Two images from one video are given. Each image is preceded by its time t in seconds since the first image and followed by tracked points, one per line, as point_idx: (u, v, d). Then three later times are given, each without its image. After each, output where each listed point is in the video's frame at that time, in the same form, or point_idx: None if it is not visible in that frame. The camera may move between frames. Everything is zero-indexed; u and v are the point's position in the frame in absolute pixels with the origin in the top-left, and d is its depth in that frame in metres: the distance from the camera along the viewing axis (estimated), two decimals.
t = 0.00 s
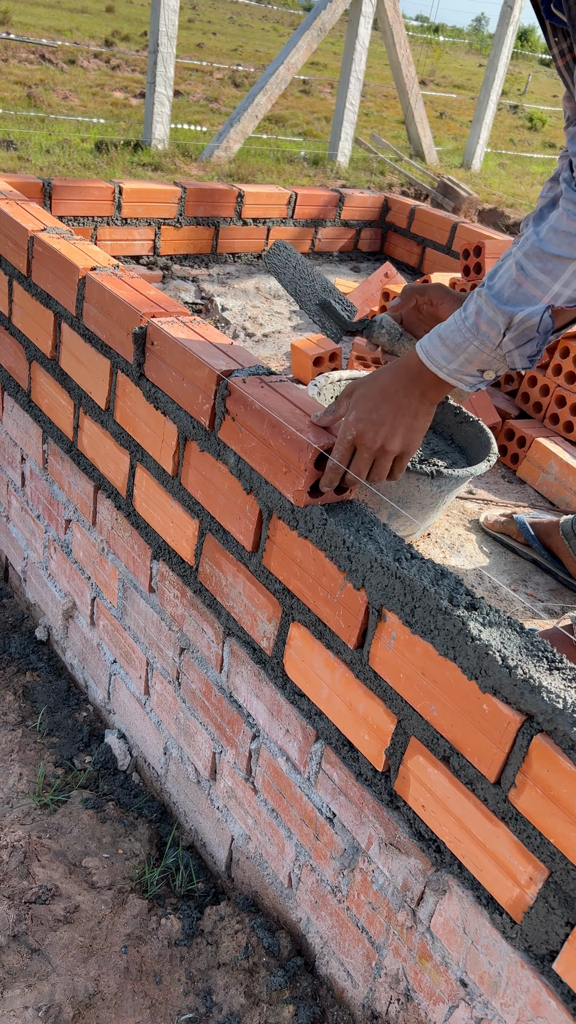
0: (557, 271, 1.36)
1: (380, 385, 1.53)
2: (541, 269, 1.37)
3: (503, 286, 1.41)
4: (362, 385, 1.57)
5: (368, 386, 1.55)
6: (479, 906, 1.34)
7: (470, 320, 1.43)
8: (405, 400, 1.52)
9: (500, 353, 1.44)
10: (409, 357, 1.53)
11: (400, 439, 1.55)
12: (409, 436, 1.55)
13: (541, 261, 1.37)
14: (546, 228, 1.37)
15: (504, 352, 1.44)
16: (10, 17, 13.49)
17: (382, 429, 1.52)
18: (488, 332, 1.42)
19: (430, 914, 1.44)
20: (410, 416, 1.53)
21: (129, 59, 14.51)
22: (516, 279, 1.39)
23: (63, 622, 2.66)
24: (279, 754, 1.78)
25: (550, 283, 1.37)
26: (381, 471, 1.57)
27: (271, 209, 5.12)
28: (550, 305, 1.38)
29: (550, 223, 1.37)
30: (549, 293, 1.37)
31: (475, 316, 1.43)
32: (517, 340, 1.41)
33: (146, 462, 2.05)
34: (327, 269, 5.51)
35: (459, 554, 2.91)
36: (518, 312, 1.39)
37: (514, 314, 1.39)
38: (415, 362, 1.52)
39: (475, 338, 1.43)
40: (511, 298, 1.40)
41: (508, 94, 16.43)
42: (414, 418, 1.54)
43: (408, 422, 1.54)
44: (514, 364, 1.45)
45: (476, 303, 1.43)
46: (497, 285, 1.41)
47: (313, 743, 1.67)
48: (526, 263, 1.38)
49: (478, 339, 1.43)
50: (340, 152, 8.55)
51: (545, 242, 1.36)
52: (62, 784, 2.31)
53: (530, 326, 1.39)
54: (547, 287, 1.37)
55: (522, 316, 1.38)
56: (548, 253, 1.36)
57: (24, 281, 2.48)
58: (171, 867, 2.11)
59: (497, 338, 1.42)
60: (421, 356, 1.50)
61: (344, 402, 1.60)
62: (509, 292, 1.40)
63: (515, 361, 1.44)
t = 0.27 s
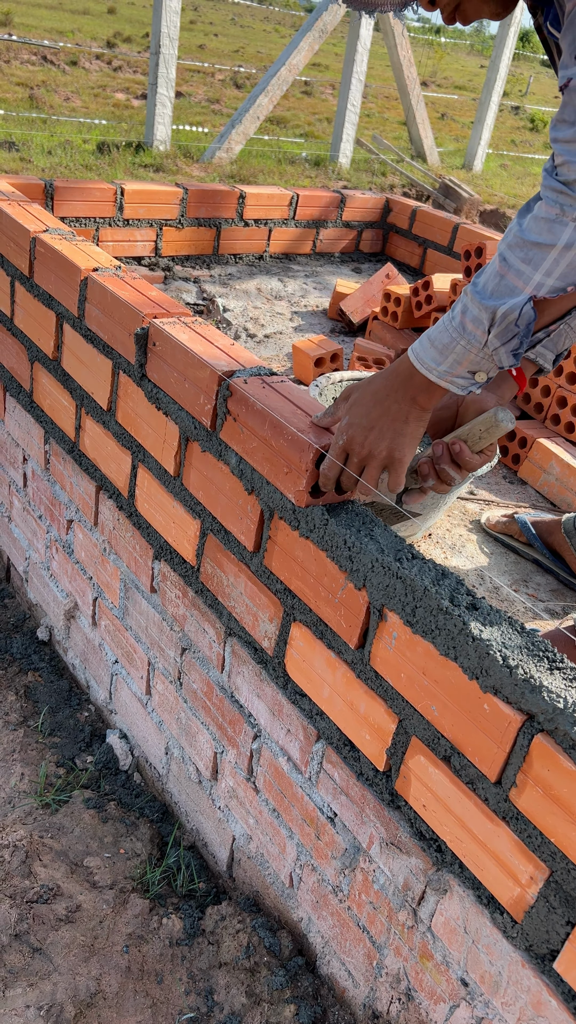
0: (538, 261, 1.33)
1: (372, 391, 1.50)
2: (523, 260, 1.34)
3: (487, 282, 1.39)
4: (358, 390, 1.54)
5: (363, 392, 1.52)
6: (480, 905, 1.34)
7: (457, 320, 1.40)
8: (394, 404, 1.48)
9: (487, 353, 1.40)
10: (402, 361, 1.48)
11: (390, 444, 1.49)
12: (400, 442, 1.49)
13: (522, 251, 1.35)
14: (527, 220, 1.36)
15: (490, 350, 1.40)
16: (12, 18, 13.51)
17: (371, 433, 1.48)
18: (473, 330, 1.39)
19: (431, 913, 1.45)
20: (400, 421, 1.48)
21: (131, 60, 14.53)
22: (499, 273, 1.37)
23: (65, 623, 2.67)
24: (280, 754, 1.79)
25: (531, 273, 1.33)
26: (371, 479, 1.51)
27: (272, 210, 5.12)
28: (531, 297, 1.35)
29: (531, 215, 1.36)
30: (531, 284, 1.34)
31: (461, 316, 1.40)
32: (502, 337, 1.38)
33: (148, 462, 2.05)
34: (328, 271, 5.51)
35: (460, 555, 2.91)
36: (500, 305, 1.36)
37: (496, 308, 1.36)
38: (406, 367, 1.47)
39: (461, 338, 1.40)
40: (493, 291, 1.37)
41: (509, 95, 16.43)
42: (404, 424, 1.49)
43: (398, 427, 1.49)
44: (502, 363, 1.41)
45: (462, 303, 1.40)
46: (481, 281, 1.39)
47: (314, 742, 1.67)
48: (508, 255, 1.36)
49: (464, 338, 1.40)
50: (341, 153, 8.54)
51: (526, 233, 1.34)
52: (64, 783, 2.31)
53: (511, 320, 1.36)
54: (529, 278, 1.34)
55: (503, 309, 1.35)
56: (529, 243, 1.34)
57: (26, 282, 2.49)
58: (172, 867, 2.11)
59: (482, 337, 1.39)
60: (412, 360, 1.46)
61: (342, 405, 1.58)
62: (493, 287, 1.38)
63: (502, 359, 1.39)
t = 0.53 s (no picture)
0: (544, 261, 1.33)
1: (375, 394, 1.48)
2: (530, 261, 1.35)
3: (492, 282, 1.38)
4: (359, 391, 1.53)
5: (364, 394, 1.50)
6: (480, 907, 1.34)
7: (461, 322, 1.40)
8: (399, 407, 1.47)
9: (493, 355, 1.40)
10: (404, 362, 1.47)
11: (395, 447, 1.49)
12: (404, 445, 1.49)
13: (529, 252, 1.35)
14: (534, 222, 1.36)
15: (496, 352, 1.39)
16: (13, 20, 13.54)
17: (376, 435, 1.47)
18: (478, 334, 1.38)
19: (432, 915, 1.45)
20: (405, 423, 1.48)
21: (132, 62, 14.56)
22: (505, 272, 1.37)
23: (67, 624, 2.67)
24: (281, 756, 1.79)
25: (537, 273, 1.34)
26: (375, 482, 1.51)
27: (273, 212, 5.13)
28: (538, 297, 1.34)
29: (537, 216, 1.36)
30: (538, 285, 1.34)
31: (467, 318, 1.39)
32: (509, 338, 1.37)
33: (149, 464, 2.06)
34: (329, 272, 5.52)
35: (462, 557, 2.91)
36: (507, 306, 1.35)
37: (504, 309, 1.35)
38: (409, 369, 1.46)
39: (467, 340, 1.39)
40: (501, 291, 1.36)
41: (510, 96, 16.43)
42: (409, 426, 1.48)
43: (404, 429, 1.48)
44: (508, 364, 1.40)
45: (467, 305, 1.39)
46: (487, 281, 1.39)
47: (315, 744, 1.67)
48: (514, 255, 1.36)
49: (470, 340, 1.39)
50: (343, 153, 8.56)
51: (533, 233, 1.34)
52: (65, 784, 2.31)
53: (518, 320, 1.35)
54: (535, 278, 1.34)
55: (511, 310, 1.34)
56: (537, 244, 1.34)
57: (28, 284, 2.49)
58: (173, 868, 2.11)
59: (488, 339, 1.38)
60: (416, 363, 1.44)
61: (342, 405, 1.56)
62: (499, 287, 1.37)
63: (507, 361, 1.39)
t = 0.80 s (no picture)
0: (542, 230, 1.37)
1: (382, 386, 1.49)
2: (528, 232, 1.39)
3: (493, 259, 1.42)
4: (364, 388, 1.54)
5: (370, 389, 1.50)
6: (482, 907, 1.34)
7: (465, 303, 1.44)
8: (409, 397, 1.47)
9: (500, 330, 1.43)
10: (409, 354, 1.49)
11: (408, 438, 1.49)
12: (416, 436, 1.49)
13: (527, 224, 1.39)
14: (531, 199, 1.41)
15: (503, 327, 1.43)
16: (14, 22, 13.56)
17: (387, 425, 1.47)
18: (483, 312, 1.42)
19: (433, 915, 1.44)
20: (415, 413, 1.48)
21: (133, 63, 14.57)
22: (505, 247, 1.41)
23: (68, 624, 2.67)
24: (282, 756, 1.79)
25: (536, 242, 1.38)
26: (388, 475, 1.50)
27: (274, 213, 5.13)
28: (539, 266, 1.39)
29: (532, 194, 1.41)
30: (536, 253, 1.38)
31: (471, 299, 1.43)
32: (515, 311, 1.41)
33: (150, 464, 2.06)
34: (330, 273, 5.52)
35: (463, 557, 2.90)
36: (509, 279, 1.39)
37: (507, 282, 1.39)
38: (415, 359, 1.48)
39: (472, 319, 1.43)
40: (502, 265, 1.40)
41: (511, 98, 16.44)
42: (419, 417, 1.48)
43: (414, 419, 1.48)
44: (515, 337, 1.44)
45: (469, 287, 1.44)
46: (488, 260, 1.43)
47: (316, 744, 1.67)
48: (513, 229, 1.41)
49: (475, 319, 1.43)
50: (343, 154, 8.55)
51: (530, 207, 1.39)
52: (67, 784, 2.31)
53: (524, 290, 1.39)
54: (534, 247, 1.38)
55: (513, 282, 1.39)
56: (534, 216, 1.38)
57: (29, 285, 2.50)
58: (174, 869, 2.11)
59: (494, 316, 1.42)
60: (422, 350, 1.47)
61: (346, 405, 1.56)
62: (500, 263, 1.41)
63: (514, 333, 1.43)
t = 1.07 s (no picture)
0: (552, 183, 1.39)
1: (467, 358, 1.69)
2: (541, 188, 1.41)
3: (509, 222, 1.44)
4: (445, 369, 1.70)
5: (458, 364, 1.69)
6: (479, 909, 1.34)
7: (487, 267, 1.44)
8: (494, 360, 1.69)
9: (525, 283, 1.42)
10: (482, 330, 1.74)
11: (503, 395, 1.65)
12: (508, 394, 1.66)
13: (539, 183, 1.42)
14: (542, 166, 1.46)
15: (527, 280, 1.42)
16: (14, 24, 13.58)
17: (484, 383, 1.64)
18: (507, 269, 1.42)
19: (430, 917, 1.45)
20: (503, 374, 1.67)
21: (132, 65, 14.58)
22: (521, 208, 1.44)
23: (66, 627, 2.67)
24: (281, 759, 1.79)
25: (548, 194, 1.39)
26: (493, 427, 1.63)
27: (273, 214, 5.14)
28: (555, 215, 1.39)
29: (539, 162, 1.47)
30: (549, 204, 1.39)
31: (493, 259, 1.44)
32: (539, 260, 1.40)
33: (149, 466, 2.06)
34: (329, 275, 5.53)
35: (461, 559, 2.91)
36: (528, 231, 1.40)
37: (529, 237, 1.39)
38: (490, 330, 1.72)
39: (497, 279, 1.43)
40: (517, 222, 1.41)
41: (510, 100, 16.45)
42: (507, 377, 1.67)
43: (503, 380, 1.66)
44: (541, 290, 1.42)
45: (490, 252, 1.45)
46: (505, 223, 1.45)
47: (314, 747, 1.67)
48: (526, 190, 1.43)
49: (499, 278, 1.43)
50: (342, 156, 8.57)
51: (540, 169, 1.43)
52: (65, 787, 2.31)
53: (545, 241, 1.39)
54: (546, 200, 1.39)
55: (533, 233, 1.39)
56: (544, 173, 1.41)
57: (27, 287, 2.50)
58: (173, 871, 2.11)
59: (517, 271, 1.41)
60: (495, 321, 1.71)
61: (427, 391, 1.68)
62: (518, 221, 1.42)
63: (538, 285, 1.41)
